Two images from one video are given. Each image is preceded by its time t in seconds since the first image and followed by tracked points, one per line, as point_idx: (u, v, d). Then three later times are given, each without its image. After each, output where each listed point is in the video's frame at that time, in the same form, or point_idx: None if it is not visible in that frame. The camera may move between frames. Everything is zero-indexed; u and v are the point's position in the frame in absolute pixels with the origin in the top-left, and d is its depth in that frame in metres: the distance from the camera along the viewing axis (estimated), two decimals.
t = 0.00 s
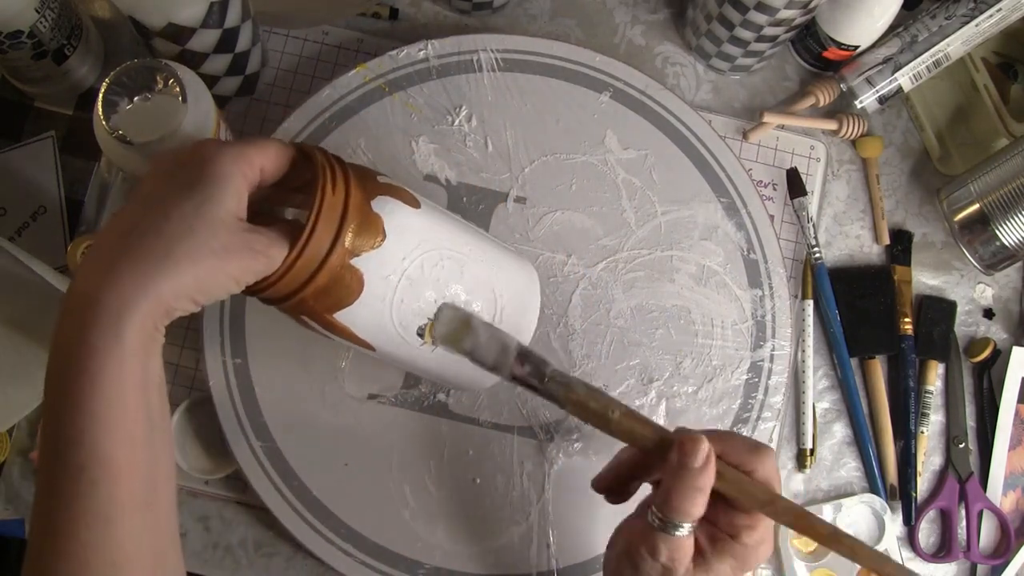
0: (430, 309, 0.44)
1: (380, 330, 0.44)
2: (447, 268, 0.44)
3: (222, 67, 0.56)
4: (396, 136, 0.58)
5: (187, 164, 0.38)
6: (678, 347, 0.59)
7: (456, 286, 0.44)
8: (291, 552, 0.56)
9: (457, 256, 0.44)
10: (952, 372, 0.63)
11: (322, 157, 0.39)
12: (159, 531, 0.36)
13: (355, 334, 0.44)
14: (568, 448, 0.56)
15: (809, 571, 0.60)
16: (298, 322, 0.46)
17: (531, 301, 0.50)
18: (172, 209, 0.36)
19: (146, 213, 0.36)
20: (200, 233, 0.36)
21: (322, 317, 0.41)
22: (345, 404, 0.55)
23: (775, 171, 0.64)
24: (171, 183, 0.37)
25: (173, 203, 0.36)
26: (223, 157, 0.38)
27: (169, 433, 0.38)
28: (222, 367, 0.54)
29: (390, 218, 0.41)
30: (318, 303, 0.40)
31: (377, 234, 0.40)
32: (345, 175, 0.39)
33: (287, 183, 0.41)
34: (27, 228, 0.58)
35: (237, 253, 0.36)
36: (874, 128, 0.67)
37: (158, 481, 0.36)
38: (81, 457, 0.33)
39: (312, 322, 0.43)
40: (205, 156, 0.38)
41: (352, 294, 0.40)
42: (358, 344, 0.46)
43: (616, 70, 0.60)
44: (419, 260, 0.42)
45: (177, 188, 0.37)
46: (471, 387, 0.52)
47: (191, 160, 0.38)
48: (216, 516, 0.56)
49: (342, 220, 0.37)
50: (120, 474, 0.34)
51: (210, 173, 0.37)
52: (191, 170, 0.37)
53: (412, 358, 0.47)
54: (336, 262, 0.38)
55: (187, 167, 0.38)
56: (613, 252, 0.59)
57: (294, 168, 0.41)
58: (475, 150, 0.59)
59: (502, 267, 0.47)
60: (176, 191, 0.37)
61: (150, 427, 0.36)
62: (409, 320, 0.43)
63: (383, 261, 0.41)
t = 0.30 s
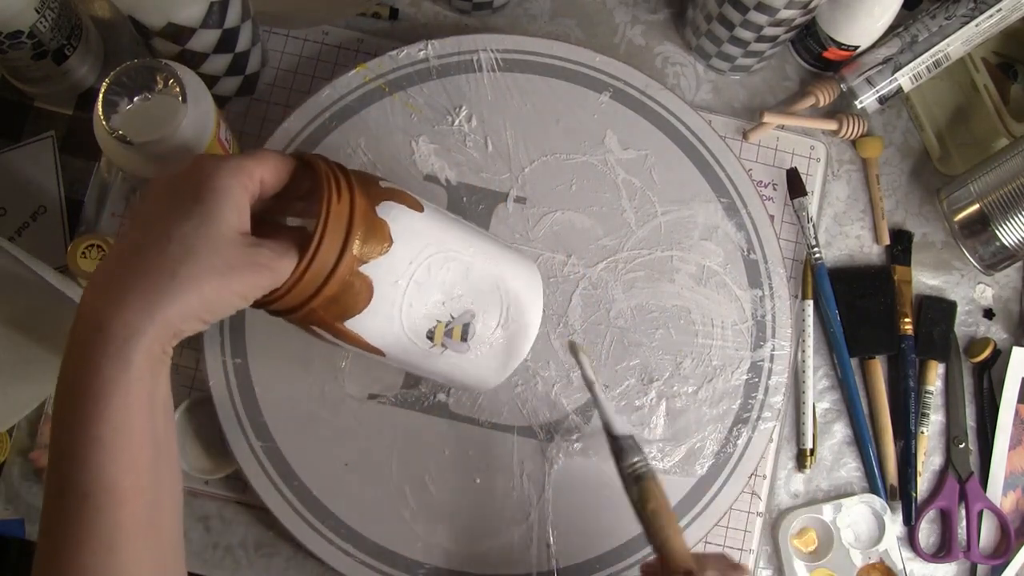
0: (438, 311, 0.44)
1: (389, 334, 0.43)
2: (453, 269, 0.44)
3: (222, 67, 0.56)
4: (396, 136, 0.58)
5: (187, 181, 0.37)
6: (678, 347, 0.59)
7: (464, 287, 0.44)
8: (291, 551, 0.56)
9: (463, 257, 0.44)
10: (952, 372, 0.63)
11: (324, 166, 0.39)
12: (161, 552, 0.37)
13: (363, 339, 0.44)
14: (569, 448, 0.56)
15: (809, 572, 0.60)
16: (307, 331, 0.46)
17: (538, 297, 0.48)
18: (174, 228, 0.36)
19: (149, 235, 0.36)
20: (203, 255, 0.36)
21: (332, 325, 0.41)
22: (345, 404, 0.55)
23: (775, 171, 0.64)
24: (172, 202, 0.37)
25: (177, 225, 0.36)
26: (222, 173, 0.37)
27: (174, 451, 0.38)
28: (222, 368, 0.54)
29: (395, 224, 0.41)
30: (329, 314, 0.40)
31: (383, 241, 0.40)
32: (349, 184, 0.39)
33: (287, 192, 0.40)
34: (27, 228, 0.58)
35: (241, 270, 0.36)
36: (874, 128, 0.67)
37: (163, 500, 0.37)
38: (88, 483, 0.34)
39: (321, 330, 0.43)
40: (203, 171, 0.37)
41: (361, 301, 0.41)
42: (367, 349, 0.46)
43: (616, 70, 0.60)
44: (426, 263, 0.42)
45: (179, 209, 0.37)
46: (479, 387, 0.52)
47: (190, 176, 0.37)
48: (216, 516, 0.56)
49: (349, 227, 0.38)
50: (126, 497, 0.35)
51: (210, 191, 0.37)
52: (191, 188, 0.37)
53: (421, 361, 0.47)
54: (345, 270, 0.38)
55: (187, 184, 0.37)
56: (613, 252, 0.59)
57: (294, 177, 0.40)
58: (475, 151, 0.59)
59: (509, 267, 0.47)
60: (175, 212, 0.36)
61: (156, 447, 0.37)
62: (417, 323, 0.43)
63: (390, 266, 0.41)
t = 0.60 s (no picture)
0: (437, 319, 0.43)
1: (388, 345, 0.43)
2: (449, 276, 0.43)
3: (221, 67, 0.56)
4: (396, 136, 0.58)
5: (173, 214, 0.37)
6: (678, 348, 0.59)
7: (461, 292, 0.44)
8: (291, 551, 0.56)
9: (458, 263, 0.44)
10: (952, 372, 0.63)
11: (309, 184, 0.39)
12: None
13: (363, 353, 0.44)
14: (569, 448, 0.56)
15: (808, 572, 0.60)
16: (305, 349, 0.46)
17: (534, 294, 0.49)
18: (163, 261, 0.36)
19: (139, 268, 0.36)
20: (196, 286, 0.36)
21: (332, 343, 0.41)
22: (345, 404, 0.55)
23: (775, 171, 0.64)
24: (159, 236, 0.37)
25: (166, 257, 0.36)
26: (205, 205, 0.37)
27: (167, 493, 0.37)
28: (222, 367, 0.53)
29: (386, 238, 0.41)
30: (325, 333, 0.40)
31: (375, 255, 0.40)
32: (336, 202, 0.39)
33: (273, 214, 0.41)
34: (27, 227, 0.58)
35: (233, 299, 0.36)
36: (874, 128, 0.67)
37: (159, 544, 0.36)
38: (80, 531, 0.33)
39: (320, 348, 0.43)
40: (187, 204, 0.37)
41: (358, 317, 0.41)
42: (367, 364, 0.46)
43: (616, 70, 0.60)
44: (420, 272, 0.42)
45: (167, 241, 0.36)
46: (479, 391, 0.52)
47: (176, 208, 0.37)
48: (216, 516, 0.56)
49: (338, 252, 0.38)
50: (120, 544, 0.34)
51: (196, 223, 0.37)
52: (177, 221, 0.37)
53: (419, 369, 0.46)
54: (340, 288, 0.38)
55: (173, 216, 0.37)
56: (613, 252, 0.59)
57: (278, 200, 0.40)
58: (475, 150, 0.59)
59: (502, 270, 0.47)
60: (164, 245, 0.36)
61: (151, 490, 0.36)
62: (416, 333, 0.43)
63: (386, 280, 0.41)
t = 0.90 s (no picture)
0: (430, 324, 0.44)
1: (383, 350, 0.43)
2: (441, 281, 0.44)
3: (221, 67, 0.56)
4: (396, 136, 0.58)
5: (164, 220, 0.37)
6: (678, 348, 0.59)
7: (453, 296, 0.44)
8: (291, 551, 0.56)
9: (450, 268, 0.44)
10: (952, 372, 0.63)
11: (298, 189, 0.39)
12: None
13: (359, 359, 0.44)
14: (569, 449, 0.56)
15: (809, 571, 0.60)
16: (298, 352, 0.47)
17: (531, 298, 0.49)
18: (153, 266, 0.36)
19: (130, 273, 0.36)
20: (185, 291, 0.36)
21: (322, 348, 0.42)
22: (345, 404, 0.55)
23: (775, 171, 0.64)
24: (150, 241, 0.37)
25: (157, 262, 0.36)
26: (195, 210, 0.37)
27: (157, 495, 0.38)
28: (222, 367, 0.53)
29: (376, 244, 0.41)
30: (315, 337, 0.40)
31: (365, 262, 0.40)
32: (326, 207, 0.39)
33: (265, 219, 0.40)
34: (27, 227, 0.58)
35: (221, 304, 0.36)
36: (874, 128, 0.67)
37: (147, 546, 0.37)
38: (69, 534, 0.34)
39: (314, 352, 0.43)
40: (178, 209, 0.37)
41: (348, 320, 0.41)
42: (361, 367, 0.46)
43: (616, 70, 0.60)
44: (411, 279, 0.42)
45: (158, 247, 0.36)
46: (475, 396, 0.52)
47: (167, 214, 0.37)
48: (216, 516, 0.56)
49: (327, 256, 0.38)
50: (110, 547, 0.35)
51: (186, 229, 0.37)
52: (168, 226, 0.37)
53: (415, 373, 0.46)
54: (329, 294, 0.38)
55: (165, 222, 0.37)
56: (613, 252, 0.59)
57: (269, 206, 0.40)
58: (475, 150, 0.59)
59: (496, 273, 0.47)
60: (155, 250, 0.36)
61: (140, 493, 0.36)
62: (408, 338, 0.43)
63: (374, 287, 0.41)
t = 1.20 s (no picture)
0: (429, 326, 0.43)
1: (382, 351, 0.43)
2: (441, 283, 0.43)
3: (221, 67, 0.56)
4: (396, 136, 0.58)
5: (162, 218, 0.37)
6: (678, 348, 0.59)
7: (454, 298, 0.44)
8: (291, 551, 0.56)
9: (451, 270, 0.44)
10: (952, 372, 0.63)
11: (299, 188, 0.39)
12: None
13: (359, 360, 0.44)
14: (569, 449, 0.56)
15: (808, 572, 0.60)
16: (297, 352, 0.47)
17: (531, 298, 0.48)
18: (153, 264, 0.36)
19: (129, 272, 0.36)
20: (185, 289, 0.36)
21: (321, 348, 0.42)
22: (344, 404, 0.55)
23: (775, 171, 0.64)
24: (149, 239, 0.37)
25: (156, 260, 0.36)
26: (194, 209, 0.37)
27: (155, 493, 0.38)
28: (222, 367, 0.53)
29: (376, 244, 0.41)
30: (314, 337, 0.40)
31: (365, 263, 0.40)
32: (327, 206, 0.39)
33: (266, 216, 0.41)
34: (27, 227, 0.58)
35: (221, 302, 0.36)
36: (874, 128, 0.67)
37: (145, 544, 0.36)
38: (67, 532, 0.34)
39: (314, 352, 0.44)
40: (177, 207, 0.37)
41: (348, 321, 0.41)
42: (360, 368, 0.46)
43: (616, 70, 0.60)
44: (411, 280, 0.42)
45: (157, 245, 0.37)
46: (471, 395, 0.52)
47: (166, 213, 0.37)
48: (216, 516, 0.56)
49: (327, 254, 0.38)
50: (108, 546, 0.34)
51: (185, 227, 0.37)
52: (167, 225, 0.37)
53: (413, 375, 0.46)
54: (328, 293, 0.39)
55: (164, 221, 0.37)
56: (613, 252, 0.59)
57: (271, 204, 0.40)
58: (475, 151, 0.59)
59: (497, 275, 0.47)
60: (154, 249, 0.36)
61: (139, 490, 0.36)
62: (407, 339, 0.43)
63: (373, 288, 0.41)
